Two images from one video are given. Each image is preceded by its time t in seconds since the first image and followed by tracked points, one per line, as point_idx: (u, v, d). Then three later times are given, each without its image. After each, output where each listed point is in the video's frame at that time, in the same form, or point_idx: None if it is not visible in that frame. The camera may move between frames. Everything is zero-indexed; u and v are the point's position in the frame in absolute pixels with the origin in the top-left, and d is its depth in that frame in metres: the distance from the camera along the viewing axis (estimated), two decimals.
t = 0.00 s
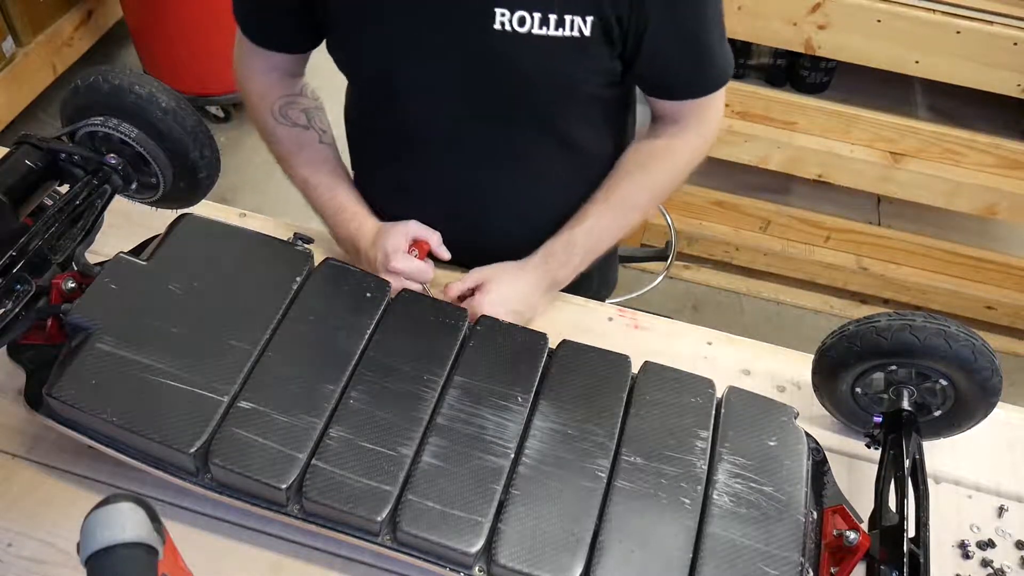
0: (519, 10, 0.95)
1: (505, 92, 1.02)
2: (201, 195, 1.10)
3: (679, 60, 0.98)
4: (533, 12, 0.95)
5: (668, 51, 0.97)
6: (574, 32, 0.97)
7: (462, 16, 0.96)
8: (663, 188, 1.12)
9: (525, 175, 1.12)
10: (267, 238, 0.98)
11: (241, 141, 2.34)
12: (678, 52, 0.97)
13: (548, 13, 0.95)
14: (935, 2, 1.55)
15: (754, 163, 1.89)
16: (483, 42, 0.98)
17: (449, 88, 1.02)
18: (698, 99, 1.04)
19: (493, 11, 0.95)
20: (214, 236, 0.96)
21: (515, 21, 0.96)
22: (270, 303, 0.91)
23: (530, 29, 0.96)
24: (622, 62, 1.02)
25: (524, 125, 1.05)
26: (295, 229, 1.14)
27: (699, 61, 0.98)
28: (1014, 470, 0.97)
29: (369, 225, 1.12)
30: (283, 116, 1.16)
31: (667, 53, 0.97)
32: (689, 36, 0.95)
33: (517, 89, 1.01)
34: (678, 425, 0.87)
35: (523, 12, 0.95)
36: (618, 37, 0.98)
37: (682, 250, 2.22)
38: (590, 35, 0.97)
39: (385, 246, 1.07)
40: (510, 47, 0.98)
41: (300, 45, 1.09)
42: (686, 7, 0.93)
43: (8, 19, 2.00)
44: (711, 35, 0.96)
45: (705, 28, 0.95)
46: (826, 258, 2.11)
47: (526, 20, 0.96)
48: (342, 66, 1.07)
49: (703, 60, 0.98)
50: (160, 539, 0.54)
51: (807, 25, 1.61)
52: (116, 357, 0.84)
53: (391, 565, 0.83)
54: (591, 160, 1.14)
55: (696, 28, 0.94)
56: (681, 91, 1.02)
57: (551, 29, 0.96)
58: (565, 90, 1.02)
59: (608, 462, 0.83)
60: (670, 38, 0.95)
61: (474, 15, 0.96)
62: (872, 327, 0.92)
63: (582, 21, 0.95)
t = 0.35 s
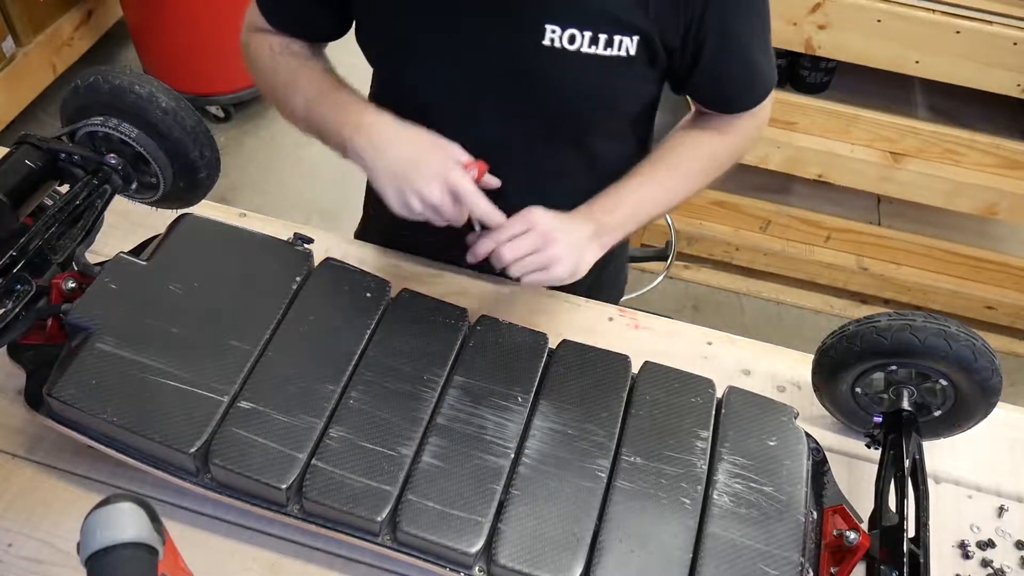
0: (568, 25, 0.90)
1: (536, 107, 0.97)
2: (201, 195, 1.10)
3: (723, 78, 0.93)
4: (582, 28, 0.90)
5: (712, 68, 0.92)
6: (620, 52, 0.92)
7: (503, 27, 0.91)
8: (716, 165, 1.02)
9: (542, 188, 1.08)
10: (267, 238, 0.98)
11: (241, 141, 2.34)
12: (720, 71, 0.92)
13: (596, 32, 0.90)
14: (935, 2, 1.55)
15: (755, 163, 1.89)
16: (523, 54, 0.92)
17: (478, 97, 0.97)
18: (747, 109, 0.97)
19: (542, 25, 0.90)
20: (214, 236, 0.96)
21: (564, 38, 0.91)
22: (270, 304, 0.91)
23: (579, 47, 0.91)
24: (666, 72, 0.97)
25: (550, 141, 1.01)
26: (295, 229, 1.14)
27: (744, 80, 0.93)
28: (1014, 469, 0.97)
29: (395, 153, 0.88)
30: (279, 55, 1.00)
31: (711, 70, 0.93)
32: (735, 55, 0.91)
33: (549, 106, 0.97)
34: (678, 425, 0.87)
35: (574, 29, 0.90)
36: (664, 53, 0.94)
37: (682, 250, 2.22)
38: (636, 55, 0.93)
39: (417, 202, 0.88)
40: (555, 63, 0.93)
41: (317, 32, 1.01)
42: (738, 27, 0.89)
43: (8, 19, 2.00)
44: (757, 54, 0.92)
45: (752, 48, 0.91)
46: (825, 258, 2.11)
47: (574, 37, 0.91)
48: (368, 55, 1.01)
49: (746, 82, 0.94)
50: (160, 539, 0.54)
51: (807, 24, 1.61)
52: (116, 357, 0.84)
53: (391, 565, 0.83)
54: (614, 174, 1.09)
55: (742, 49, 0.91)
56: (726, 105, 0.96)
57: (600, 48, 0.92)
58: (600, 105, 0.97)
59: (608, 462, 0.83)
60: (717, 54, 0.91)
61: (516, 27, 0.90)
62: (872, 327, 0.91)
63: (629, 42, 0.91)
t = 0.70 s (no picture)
0: (632, 30, 0.98)
1: (594, 105, 1.05)
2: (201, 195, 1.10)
3: (749, 91, 1.09)
4: (645, 32, 0.99)
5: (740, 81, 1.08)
6: (675, 59, 1.02)
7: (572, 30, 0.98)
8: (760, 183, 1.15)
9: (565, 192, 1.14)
10: (267, 238, 0.98)
11: (241, 140, 2.34)
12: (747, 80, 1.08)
13: (658, 38, 1.00)
14: (936, 2, 1.55)
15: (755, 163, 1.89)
16: (586, 57, 1.00)
17: (534, 99, 1.04)
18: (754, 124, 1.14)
19: (607, 28, 0.98)
20: (214, 236, 0.96)
21: (628, 42, 0.99)
22: (270, 304, 0.91)
23: (640, 51, 1.00)
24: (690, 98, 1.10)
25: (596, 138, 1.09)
26: (295, 229, 1.14)
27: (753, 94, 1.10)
28: (1014, 469, 0.97)
29: (573, 181, 0.75)
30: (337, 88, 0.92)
31: (745, 83, 1.08)
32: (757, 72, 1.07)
33: (604, 106, 1.05)
34: (678, 425, 0.87)
35: (638, 34, 0.99)
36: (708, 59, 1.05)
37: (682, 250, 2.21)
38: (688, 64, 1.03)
39: (654, 231, 0.71)
40: (617, 70, 1.02)
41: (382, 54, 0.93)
42: (766, 43, 1.05)
43: (8, 19, 2.00)
44: (772, 74, 1.09)
45: (774, 62, 1.07)
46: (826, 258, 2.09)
47: (637, 42, 0.99)
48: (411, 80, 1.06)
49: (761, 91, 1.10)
50: (160, 539, 0.54)
51: (808, 24, 1.61)
52: (115, 357, 0.84)
53: (391, 565, 0.83)
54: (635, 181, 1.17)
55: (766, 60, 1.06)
56: (742, 115, 1.13)
57: (659, 53, 1.01)
58: (653, 110, 1.07)
59: (608, 462, 0.83)
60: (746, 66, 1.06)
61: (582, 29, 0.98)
62: (872, 327, 0.91)
63: (686, 50, 1.01)
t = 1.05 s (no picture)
0: (644, 44, 0.84)
1: (600, 126, 0.90)
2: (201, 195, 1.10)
3: (757, 110, 0.87)
4: (657, 47, 0.84)
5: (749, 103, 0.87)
6: (691, 74, 0.86)
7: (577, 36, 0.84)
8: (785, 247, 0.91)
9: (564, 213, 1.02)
10: (268, 238, 0.98)
11: (241, 140, 2.33)
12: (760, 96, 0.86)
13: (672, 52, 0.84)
14: (935, 2, 1.55)
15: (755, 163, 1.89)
16: (592, 71, 0.86)
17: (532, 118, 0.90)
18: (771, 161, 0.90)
19: (617, 44, 0.84)
20: (214, 236, 0.96)
21: (639, 57, 0.84)
22: (270, 303, 0.91)
23: (653, 67, 0.85)
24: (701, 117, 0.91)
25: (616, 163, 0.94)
26: (295, 229, 1.14)
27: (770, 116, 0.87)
28: (1014, 469, 0.97)
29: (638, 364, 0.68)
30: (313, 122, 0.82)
31: (748, 106, 0.87)
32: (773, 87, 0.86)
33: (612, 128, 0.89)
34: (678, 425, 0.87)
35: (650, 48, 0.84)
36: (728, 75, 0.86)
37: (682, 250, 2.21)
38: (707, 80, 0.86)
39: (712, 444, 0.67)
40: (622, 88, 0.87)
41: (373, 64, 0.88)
42: (783, 59, 0.85)
43: (8, 19, 2.00)
44: (788, 94, 0.87)
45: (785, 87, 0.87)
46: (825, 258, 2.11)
47: (650, 56, 0.84)
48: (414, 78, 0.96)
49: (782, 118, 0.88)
50: (159, 540, 0.54)
51: (808, 24, 1.61)
52: (116, 357, 0.84)
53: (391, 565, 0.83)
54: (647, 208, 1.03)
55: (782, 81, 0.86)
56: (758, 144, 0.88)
57: (673, 68, 0.85)
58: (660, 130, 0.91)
59: (608, 462, 0.83)
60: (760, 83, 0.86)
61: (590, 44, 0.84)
62: (872, 327, 0.92)
63: (702, 63, 0.85)
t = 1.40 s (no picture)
0: (552, 72, 0.82)
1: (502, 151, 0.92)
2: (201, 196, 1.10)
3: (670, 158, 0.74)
4: (565, 77, 0.81)
5: (678, 139, 0.73)
6: (601, 111, 0.82)
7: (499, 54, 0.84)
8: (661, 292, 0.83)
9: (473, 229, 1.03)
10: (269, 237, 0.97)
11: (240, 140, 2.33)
12: (698, 136, 0.73)
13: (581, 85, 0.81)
14: (936, 2, 1.55)
15: (755, 163, 1.89)
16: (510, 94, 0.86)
17: (442, 121, 0.92)
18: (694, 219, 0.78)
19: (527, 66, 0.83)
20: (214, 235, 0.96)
21: (548, 85, 0.83)
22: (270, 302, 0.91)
23: (562, 96, 0.83)
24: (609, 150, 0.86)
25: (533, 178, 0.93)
26: (295, 229, 1.14)
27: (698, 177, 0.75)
28: (1014, 470, 0.97)
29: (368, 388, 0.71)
30: (259, 107, 0.86)
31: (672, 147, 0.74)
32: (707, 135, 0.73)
33: (512, 154, 0.92)
34: (678, 425, 0.87)
35: (558, 77, 0.82)
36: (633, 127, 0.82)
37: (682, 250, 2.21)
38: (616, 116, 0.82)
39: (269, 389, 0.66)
40: (538, 112, 0.86)
41: (337, 38, 0.88)
42: (726, 90, 0.72)
43: (8, 19, 2.00)
44: (727, 145, 0.75)
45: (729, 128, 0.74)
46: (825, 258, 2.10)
47: (558, 86, 0.82)
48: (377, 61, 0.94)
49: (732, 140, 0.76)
50: (159, 540, 0.54)
51: (808, 24, 1.61)
52: (116, 357, 0.84)
53: (390, 565, 0.83)
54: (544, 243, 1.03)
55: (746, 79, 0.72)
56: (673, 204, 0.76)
57: (583, 103, 0.82)
58: (573, 158, 0.89)
59: (608, 462, 0.83)
60: (696, 97, 0.72)
61: (501, 62, 0.84)
62: (872, 327, 0.92)
63: (613, 102, 0.80)
